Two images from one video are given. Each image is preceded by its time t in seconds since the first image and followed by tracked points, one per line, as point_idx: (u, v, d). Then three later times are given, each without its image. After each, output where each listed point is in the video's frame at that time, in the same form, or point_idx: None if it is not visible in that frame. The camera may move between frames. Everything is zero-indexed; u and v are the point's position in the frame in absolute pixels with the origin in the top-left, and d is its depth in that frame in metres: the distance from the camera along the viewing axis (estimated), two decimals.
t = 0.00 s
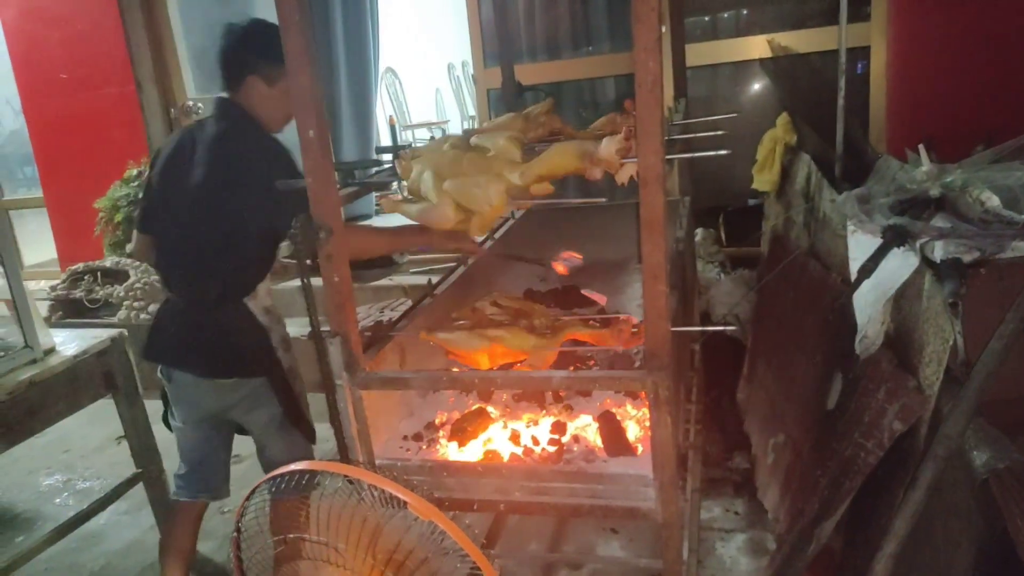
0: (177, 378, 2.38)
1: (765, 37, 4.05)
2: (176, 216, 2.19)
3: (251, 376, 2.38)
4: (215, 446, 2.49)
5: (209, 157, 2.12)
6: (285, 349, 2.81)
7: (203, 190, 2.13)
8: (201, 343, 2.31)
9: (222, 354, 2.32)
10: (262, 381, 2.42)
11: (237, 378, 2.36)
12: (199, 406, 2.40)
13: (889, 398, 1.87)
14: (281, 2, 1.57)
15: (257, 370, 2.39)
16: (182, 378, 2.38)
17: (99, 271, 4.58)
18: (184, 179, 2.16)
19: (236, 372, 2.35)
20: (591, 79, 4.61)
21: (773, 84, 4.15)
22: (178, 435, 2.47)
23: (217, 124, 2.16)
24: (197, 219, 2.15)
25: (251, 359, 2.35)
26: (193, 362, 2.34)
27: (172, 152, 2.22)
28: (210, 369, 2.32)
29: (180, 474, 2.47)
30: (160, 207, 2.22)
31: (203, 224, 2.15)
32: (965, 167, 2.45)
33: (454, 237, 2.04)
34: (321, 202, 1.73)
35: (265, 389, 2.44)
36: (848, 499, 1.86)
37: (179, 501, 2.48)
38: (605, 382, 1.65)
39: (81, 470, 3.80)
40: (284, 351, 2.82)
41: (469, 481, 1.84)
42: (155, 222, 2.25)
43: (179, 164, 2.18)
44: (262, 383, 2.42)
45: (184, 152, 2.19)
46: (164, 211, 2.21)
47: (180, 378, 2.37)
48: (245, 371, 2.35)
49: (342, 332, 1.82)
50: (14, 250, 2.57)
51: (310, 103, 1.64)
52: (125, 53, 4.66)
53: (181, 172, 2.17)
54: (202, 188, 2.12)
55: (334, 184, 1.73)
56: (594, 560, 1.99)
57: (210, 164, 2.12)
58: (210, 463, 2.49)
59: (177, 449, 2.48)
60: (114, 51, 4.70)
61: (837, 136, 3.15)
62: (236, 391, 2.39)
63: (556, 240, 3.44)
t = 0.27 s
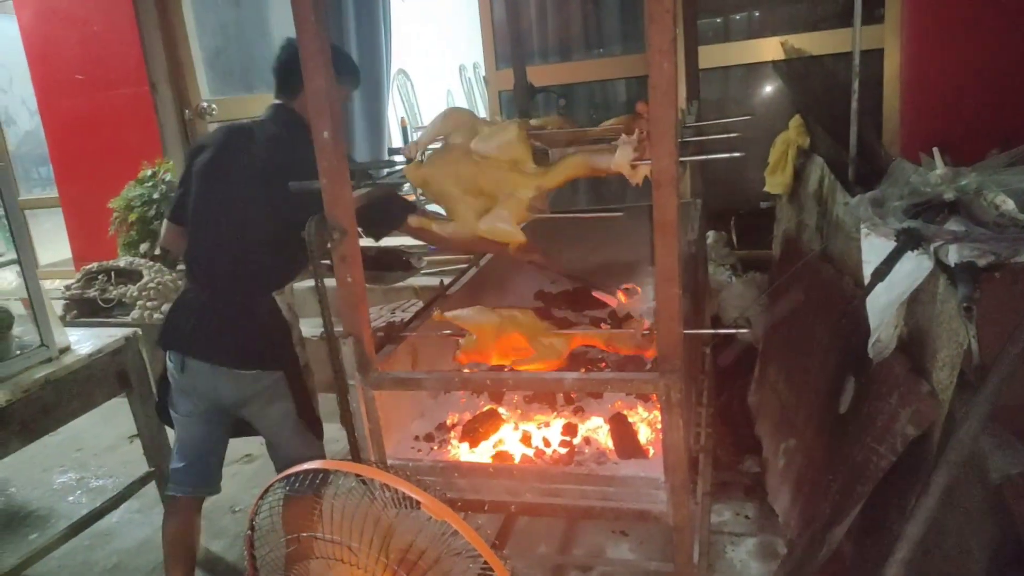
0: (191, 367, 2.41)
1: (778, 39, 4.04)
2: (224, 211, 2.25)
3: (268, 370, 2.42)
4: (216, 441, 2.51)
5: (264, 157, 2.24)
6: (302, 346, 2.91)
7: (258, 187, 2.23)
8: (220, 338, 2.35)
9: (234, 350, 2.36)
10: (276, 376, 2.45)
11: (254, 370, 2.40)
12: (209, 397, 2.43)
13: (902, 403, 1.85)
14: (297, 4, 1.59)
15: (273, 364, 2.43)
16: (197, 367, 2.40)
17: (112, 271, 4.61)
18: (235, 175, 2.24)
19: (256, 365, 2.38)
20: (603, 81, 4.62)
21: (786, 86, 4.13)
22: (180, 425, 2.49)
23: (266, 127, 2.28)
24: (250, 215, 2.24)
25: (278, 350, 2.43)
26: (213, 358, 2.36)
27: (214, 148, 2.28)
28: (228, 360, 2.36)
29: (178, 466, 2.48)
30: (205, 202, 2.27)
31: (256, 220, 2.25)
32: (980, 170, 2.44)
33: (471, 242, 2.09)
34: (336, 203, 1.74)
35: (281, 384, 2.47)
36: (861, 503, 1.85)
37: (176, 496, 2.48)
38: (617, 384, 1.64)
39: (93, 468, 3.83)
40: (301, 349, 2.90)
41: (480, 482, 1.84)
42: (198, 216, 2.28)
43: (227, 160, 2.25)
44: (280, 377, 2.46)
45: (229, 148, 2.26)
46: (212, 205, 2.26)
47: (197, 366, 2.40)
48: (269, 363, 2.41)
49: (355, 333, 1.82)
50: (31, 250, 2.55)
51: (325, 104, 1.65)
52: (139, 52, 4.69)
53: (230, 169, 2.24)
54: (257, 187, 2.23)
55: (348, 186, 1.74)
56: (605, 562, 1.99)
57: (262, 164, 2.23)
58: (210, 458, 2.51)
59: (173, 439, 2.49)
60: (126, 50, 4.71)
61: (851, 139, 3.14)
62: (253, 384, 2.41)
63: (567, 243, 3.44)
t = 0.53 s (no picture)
0: (199, 358, 2.42)
1: (783, 39, 4.04)
2: (234, 204, 2.24)
3: (275, 363, 2.44)
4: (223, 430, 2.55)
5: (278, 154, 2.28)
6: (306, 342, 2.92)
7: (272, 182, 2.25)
8: (225, 333, 2.36)
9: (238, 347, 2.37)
10: (282, 368, 2.48)
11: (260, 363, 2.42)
12: (215, 388, 2.45)
13: (904, 404, 1.82)
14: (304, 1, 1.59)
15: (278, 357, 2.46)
16: (205, 359, 2.41)
17: (116, 267, 4.60)
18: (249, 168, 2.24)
19: (264, 358, 2.41)
20: (607, 80, 4.61)
21: (790, 86, 4.13)
22: (188, 413, 2.51)
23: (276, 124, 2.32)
24: (264, 208, 2.26)
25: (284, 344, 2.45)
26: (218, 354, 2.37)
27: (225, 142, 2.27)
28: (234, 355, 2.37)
29: (189, 454, 2.52)
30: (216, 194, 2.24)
31: (271, 214, 2.27)
32: (986, 171, 2.43)
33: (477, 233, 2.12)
34: (341, 199, 1.74)
35: (286, 375, 2.49)
36: (864, 504, 1.85)
37: (186, 482, 2.52)
38: (620, 382, 1.64)
39: (96, 463, 3.84)
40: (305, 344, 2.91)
41: (483, 480, 1.84)
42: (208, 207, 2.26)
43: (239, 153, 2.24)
44: (285, 369, 2.48)
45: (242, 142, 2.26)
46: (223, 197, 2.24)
47: (205, 358, 2.41)
48: (277, 356, 2.44)
49: (359, 329, 1.82)
50: (36, 245, 2.54)
51: (330, 100, 1.65)
52: (143, 48, 4.69)
53: (243, 163, 2.24)
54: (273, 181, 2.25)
55: (353, 182, 1.74)
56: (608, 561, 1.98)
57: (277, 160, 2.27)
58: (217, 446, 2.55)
59: (185, 426, 2.53)
60: (131, 46, 4.72)
61: (856, 139, 3.13)
62: (260, 375, 2.44)
63: (571, 241, 3.44)
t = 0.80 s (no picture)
0: (211, 359, 2.47)
1: (786, 39, 4.04)
2: (232, 202, 2.27)
3: (280, 360, 2.47)
4: (251, 421, 2.59)
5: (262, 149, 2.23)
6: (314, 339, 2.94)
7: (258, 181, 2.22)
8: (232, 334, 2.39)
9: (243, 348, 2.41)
10: (287, 366, 2.50)
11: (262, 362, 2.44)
12: (231, 386, 2.47)
13: (909, 403, 1.83)
14: (307, 3, 1.59)
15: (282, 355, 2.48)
16: (216, 358, 2.46)
17: (120, 269, 4.62)
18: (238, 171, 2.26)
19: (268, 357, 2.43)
20: (610, 81, 4.62)
21: (793, 87, 4.13)
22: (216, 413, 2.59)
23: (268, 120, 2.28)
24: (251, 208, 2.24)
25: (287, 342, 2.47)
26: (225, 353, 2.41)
27: (221, 147, 2.32)
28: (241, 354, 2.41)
29: (223, 448, 2.59)
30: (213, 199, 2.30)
31: (257, 213, 2.24)
32: (989, 170, 2.43)
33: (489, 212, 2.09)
34: (345, 201, 1.74)
35: (292, 373, 2.52)
36: (868, 504, 1.85)
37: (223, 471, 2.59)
38: (624, 382, 1.64)
39: (102, 465, 3.85)
40: (312, 341, 2.92)
41: (487, 480, 1.85)
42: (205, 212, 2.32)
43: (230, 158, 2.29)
44: (291, 367, 2.51)
45: (235, 146, 2.30)
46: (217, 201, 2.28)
47: (214, 359, 2.45)
48: (281, 353, 2.46)
49: (364, 330, 1.83)
50: (41, 247, 2.55)
51: (334, 102, 1.65)
52: (147, 51, 4.73)
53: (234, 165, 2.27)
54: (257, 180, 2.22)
55: (357, 184, 1.75)
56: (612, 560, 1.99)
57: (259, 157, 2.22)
58: (248, 435, 2.60)
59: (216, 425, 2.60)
60: (135, 49, 4.75)
61: (859, 139, 3.13)
62: (267, 373, 2.47)
63: (575, 242, 3.45)
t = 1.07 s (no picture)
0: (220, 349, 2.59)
1: (799, 31, 4.01)
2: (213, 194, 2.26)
3: (271, 350, 2.50)
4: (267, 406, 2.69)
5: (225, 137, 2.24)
6: (305, 329, 2.92)
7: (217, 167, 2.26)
8: (251, 325, 2.47)
9: (255, 334, 2.48)
10: (281, 356, 2.52)
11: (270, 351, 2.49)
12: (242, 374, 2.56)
13: (920, 397, 1.82)
14: None
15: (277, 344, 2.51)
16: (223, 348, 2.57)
17: (132, 260, 4.67)
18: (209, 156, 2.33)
19: (259, 348, 2.49)
20: (620, 73, 4.60)
21: (805, 79, 4.10)
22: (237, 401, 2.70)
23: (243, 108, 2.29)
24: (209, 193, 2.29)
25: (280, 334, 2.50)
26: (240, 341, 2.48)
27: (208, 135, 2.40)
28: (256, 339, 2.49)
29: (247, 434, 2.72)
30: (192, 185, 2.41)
31: (215, 200, 2.27)
32: (1004, 164, 2.40)
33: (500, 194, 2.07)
34: (356, 191, 1.75)
35: (285, 364, 2.54)
36: (877, 498, 1.84)
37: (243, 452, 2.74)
38: (634, 374, 1.65)
39: (113, 453, 3.89)
40: (304, 331, 2.91)
41: (496, 470, 1.85)
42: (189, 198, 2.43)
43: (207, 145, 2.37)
44: (283, 357, 2.53)
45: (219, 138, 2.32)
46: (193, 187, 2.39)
47: (223, 348, 2.55)
48: (270, 343, 2.49)
49: (374, 320, 1.84)
50: (54, 237, 2.56)
51: (347, 92, 1.66)
52: (159, 42, 4.76)
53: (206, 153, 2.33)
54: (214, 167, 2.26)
55: (369, 174, 1.75)
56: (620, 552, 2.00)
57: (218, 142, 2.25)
58: (264, 421, 2.70)
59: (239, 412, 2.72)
60: (147, 40, 4.78)
61: (872, 132, 3.11)
62: (263, 362, 2.51)
63: (583, 234, 3.45)
